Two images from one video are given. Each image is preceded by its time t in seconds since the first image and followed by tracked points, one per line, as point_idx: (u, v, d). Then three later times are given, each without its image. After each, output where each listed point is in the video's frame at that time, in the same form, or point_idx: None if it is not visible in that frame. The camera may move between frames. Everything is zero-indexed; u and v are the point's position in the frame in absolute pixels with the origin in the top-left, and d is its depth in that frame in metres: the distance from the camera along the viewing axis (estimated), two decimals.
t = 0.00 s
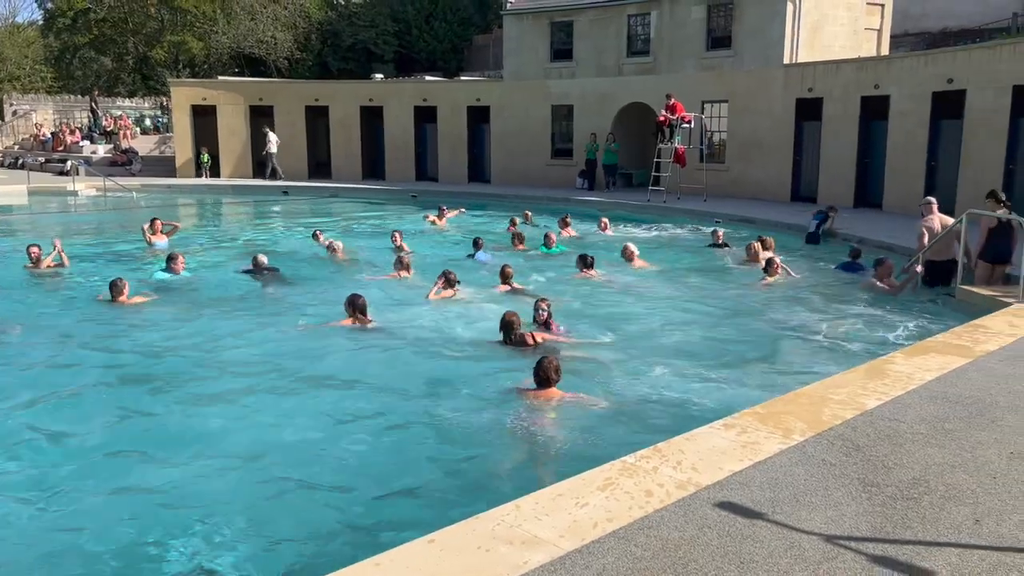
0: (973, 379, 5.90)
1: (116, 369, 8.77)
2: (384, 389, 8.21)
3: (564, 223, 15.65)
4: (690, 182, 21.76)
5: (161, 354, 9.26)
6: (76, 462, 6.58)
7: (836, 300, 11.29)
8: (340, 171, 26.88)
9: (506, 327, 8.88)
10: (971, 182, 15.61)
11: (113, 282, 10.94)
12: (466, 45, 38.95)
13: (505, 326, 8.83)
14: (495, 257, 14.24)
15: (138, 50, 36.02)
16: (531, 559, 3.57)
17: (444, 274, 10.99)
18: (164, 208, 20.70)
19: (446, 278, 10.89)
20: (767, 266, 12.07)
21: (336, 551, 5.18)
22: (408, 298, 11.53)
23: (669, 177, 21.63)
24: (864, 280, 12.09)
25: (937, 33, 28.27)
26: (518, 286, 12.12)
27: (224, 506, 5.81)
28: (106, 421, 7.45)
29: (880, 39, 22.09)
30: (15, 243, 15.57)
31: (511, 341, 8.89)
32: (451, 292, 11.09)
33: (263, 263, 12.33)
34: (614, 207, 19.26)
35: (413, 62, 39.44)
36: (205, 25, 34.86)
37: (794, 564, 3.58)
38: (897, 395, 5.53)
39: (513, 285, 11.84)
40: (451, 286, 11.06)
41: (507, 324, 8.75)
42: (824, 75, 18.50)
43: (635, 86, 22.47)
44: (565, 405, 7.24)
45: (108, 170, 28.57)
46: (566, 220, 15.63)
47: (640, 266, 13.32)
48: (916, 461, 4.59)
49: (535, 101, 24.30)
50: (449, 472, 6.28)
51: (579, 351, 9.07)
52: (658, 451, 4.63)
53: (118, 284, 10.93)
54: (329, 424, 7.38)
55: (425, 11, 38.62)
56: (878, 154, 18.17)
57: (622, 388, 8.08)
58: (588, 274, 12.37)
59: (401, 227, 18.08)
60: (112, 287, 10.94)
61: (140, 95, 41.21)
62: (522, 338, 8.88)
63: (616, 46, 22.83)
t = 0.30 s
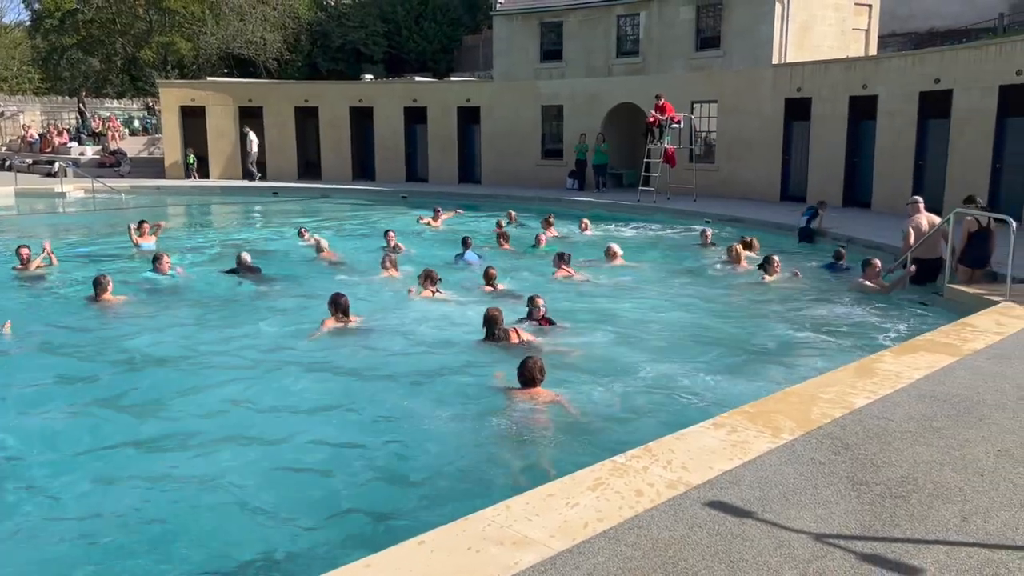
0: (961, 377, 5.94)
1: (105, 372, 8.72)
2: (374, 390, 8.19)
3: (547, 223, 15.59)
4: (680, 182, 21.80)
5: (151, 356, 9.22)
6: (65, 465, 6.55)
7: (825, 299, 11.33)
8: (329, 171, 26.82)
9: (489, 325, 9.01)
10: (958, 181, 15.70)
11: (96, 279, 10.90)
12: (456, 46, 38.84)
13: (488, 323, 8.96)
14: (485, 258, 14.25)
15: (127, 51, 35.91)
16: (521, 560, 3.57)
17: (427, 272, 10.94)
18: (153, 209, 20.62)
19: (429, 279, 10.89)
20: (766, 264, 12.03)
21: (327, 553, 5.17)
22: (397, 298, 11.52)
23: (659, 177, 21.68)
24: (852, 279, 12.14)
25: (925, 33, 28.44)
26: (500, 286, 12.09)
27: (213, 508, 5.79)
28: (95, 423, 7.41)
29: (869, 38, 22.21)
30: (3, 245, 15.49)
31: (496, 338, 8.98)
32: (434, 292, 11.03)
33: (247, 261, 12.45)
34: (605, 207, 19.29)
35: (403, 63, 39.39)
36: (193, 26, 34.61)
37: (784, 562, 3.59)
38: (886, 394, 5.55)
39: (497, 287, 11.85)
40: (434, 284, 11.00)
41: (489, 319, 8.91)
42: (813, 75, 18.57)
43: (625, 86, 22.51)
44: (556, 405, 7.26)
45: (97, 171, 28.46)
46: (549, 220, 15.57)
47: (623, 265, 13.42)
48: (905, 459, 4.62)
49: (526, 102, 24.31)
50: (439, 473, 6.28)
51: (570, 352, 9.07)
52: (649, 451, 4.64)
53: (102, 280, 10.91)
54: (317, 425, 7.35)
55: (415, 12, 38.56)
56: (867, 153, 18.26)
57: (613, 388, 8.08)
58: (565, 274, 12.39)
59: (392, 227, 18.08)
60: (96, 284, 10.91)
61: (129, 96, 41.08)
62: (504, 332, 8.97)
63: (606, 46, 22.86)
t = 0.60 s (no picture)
0: (955, 376, 5.95)
1: (100, 372, 8.70)
2: (368, 391, 8.18)
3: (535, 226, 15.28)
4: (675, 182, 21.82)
5: (146, 356, 9.21)
6: (60, 466, 6.53)
7: (820, 299, 11.36)
8: (325, 172, 26.80)
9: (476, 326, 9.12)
10: (952, 180, 15.73)
11: (85, 279, 10.92)
12: (451, 46, 38.83)
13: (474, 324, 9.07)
14: (479, 258, 14.25)
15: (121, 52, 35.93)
16: (516, 560, 3.57)
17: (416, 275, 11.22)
18: (148, 210, 20.58)
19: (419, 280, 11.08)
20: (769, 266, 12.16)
21: (323, 554, 5.16)
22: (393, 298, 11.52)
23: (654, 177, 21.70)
24: (846, 279, 12.16)
25: (919, 33, 28.50)
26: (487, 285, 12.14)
27: (208, 509, 5.77)
28: (90, 424, 7.40)
29: (863, 39, 22.17)
30: None
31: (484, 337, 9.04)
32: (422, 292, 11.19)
33: (236, 259, 12.47)
34: (600, 207, 19.33)
35: (398, 63, 39.39)
36: (188, 26, 34.75)
37: (778, 561, 3.60)
38: (881, 394, 5.56)
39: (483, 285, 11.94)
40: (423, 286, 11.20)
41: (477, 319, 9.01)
42: (808, 75, 18.60)
43: (620, 86, 22.52)
44: (551, 407, 7.27)
45: (92, 172, 28.41)
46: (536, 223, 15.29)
47: (613, 266, 13.36)
48: (899, 458, 4.63)
49: (521, 102, 24.31)
50: (435, 474, 6.26)
51: (565, 355, 9.09)
52: (644, 451, 4.65)
53: (91, 280, 10.90)
54: (313, 426, 7.35)
55: (410, 12, 38.49)
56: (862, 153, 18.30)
57: (608, 389, 8.08)
58: (552, 273, 12.53)
59: (388, 228, 18.10)
60: (86, 283, 10.91)
61: (123, 96, 41.09)
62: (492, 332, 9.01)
63: (601, 46, 22.85)
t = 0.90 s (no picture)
0: (957, 377, 5.95)
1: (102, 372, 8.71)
2: (369, 391, 8.19)
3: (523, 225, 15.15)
4: (677, 182, 21.82)
5: (149, 356, 9.23)
6: (63, 466, 6.54)
7: (821, 299, 11.35)
8: (327, 172, 26.81)
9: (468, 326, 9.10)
10: (954, 180, 15.72)
11: (80, 285, 10.86)
12: (453, 46, 38.85)
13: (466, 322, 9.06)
14: (480, 258, 14.27)
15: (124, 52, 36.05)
16: (517, 560, 3.58)
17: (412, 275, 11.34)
18: (150, 210, 20.59)
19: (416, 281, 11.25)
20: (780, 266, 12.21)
21: (324, 554, 5.16)
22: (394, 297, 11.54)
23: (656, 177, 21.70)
24: (848, 278, 12.16)
25: (921, 33, 28.47)
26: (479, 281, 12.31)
27: (210, 509, 5.77)
28: (92, 424, 7.41)
29: (865, 39, 22.19)
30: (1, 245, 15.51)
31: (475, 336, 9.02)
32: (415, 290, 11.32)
33: (233, 258, 12.48)
34: (602, 207, 19.33)
35: (400, 63, 39.40)
36: (191, 26, 34.65)
37: (779, 562, 3.60)
38: (882, 394, 5.56)
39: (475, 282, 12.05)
40: (419, 285, 11.32)
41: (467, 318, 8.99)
42: (810, 75, 18.58)
43: (622, 86, 22.52)
44: (550, 407, 7.30)
45: (94, 172, 28.45)
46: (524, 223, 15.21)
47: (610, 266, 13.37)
48: (900, 458, 4.63)
49: (523, 103, 24.31)
50: (436, 475, 6.25)
51: (566, 355, 9.08)
52: (645, 451, 4.65)
53: (87, 287, 10.84)
54: (314, 425, 7.36)
55: (412, 12, 38.54)
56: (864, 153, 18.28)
57: (609, 389, 8.08)
58: (540, 273, 12.65)
59: (390, 228, 18.13)
60: (81, 290, 10.86)
61: (126, 96, 41.20)
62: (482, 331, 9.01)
63: (603, 46, 22.86)
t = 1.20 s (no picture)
0: (969, 378, 5.91)
1: (114, 371, 8.75)
2: (379, 390, 8.20)
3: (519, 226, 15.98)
4: (687, 182, 21.79)
5: (160, 355, 9.27)
6: (75, 463, 6.59)
7: (832, 299, 11.30)
8: (337, 172, 26.89)
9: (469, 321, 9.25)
10: (967, 181, 15.63)
11: (86, 283, 10.99)
12: (463, 46, 38.87)
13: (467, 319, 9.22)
14: (489, 258, 14.27)
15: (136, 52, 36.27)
16: (526, 560, 3.58)
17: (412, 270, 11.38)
18: (162, 210, 20.66)
19: (415, 276, 11.23)
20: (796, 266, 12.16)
21: (333, 553, 5.18)
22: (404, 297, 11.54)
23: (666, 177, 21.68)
24: (859, 279, 12.12)
25: (933, 33, 28.33)
26: (482, 280, 12.40)
27: (219, 507, 5.80)
28: (103, 422, 7.45)
29: (877, 38, 22.11)
30: (13, 245, 15.59)
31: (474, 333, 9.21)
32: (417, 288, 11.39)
33: (239, 258, 12.55)
34: (611, 208, 19.32)
35: (411, 63, 39.44)
36: (202, 27, 34.68)
37: (789, 563, 3.59)
38: (893, 395, 5.54)
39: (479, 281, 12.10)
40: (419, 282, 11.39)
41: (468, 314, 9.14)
42: (821, 75, 18.52)
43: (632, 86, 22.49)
44: (560, 408, 7.31)
45: (106, 172, 28.59)
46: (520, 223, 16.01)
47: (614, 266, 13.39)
48: (911, 460, 4.61)
49: (532, 103, 24.30)
50: (445, 474, 6.26)
51: (575, 355, 9.07)
52: (655, 452, 4.64)
53: (92, 283, 10.97)
54: (323, 425, 7.37)
55: (422, 13, 38.62)
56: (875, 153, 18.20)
57: (618, 389, 8.07)
58: (534, 271, 12.52)
59: (400, 228, 18.16)
60: (87, 288, 10.99)
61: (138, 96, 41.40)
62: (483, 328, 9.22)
63: (613, 46, 22.84)
